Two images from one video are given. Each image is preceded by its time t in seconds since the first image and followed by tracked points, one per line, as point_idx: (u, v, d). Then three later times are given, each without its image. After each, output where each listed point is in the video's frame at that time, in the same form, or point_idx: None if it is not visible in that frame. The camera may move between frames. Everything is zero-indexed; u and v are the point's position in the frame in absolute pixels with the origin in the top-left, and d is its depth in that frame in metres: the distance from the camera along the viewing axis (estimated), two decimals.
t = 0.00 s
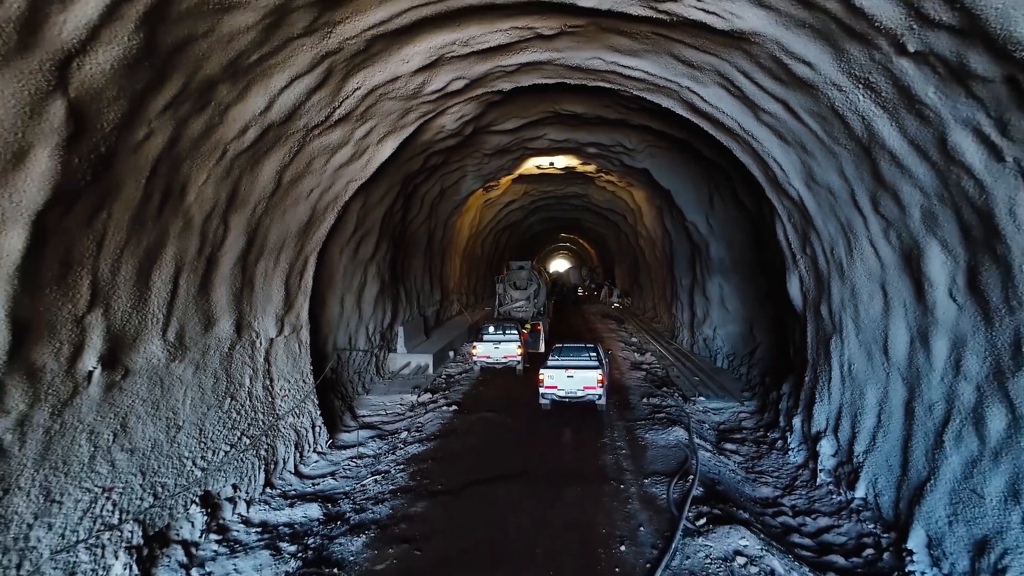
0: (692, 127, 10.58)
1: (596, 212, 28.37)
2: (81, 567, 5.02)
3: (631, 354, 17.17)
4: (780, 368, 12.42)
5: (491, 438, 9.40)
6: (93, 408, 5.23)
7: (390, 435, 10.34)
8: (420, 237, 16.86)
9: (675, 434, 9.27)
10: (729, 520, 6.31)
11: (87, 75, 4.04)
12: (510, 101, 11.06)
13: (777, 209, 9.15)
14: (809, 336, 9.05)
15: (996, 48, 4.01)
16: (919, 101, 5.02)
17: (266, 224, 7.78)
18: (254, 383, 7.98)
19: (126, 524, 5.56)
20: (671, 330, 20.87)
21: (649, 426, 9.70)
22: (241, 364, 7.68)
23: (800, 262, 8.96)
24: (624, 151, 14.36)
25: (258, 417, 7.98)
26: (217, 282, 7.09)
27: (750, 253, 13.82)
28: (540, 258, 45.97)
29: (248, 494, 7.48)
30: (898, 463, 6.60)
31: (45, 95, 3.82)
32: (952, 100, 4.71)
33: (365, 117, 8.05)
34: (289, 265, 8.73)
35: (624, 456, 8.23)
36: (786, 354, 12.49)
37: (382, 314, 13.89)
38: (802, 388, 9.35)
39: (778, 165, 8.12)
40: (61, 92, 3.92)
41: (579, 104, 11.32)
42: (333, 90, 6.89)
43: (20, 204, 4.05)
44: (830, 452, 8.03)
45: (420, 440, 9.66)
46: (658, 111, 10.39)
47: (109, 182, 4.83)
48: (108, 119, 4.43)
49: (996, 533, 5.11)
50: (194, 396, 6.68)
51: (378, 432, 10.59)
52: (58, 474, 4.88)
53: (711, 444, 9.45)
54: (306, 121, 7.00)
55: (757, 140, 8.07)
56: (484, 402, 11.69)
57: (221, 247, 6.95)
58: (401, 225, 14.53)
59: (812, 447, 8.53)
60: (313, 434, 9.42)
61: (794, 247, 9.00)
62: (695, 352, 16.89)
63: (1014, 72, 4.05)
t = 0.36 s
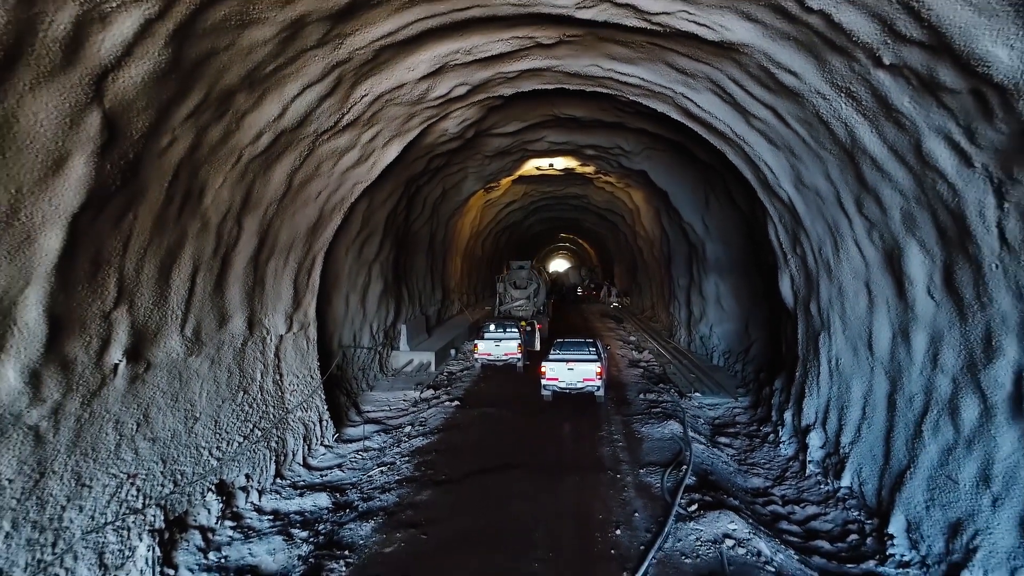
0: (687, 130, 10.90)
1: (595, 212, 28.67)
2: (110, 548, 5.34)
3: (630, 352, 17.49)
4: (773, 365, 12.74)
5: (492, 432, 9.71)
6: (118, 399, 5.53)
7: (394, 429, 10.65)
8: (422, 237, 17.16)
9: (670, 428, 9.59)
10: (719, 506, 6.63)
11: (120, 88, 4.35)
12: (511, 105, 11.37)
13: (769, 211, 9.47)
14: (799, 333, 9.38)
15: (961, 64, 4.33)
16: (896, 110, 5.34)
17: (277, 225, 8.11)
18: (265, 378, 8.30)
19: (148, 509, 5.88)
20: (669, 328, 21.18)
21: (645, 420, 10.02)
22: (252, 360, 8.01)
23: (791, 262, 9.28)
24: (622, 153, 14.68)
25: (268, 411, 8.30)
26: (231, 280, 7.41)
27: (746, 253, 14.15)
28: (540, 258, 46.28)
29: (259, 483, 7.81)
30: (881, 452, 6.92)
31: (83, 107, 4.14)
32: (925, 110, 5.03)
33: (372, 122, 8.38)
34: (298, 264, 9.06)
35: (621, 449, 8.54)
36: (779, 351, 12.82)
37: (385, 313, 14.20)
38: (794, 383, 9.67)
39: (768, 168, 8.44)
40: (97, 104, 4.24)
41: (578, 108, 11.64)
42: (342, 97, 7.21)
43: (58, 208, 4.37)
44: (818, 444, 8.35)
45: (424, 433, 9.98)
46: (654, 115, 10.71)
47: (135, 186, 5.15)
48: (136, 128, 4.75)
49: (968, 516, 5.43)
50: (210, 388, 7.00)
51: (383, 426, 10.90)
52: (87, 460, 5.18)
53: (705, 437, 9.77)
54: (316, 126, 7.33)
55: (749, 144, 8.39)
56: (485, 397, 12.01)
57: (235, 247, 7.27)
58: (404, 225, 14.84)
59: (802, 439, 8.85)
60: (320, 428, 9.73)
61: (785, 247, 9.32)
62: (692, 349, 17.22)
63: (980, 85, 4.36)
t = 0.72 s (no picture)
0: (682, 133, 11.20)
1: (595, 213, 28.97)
2: (134, 530, 5.65)
3: (628, 350, 17.79)
4: (768, 361, 13.06)
5: (493, 426, 10.01)
6: (141, 390, 5.84)
7: (399, 424, 10.96)
8: (424, 237, 17.46)
9: (666, 422, 9.90)
10: (711, 493, 6.95)
11: (148, 99, 4.66)
12: (511, 109, 11.68)
13: (762, 211, 9.77)
14: (791, 330, 9.69)
15: (932, 77, 4.63)
16: (877, 117, 5.65)
17: (287, 226, 8.42)
18: (275, 373, 8.61)
19: (169, 495, 6.19)
20: (667, 327, 21.49)
21: (642, 415, 10.33)
22: (263, 355, 8.32)
23: (782, 261, 9.59)
24: (620, 155, 14.98)
25: (278, 405, 8.62)
26: (243, 279, 7.73)
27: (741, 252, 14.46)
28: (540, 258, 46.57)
29: (270, 474, 8.13)
30: (866, 443, 7.24)
31: (116, 117, 4.46)
32: (903, 117, 5.34)
33: (378, 126, 8.68)
34: (306, 264, 9.37)
35: (618, 441, 8.85)
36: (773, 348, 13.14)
37: (388, 311, 14.51)
38: (786, 379, 9.98)
39: (760, 171, 8.75)
40: (127, 114, 4.55)
41: (577, 112, 11.95)
42: (351, 103, 7.52)
43: (91, 210, 4.68)
44: (808, 436, 8.66)
45: (427, 428, 10.28)
46: (651, 118, 11.02)
47: (159, 190, 5.47)
48: (161, 136, 5.06)
49: (945, 501, 5.74)
50: (224, 382, 7.31)
51: (387, 421, 11.21)
52: (113, 447, 5.49)
53: (701, 431, 10.08)
54: (325, 131, 7.64)
55: (741, 147, 8.70)
56: (487, 393, 12.31)
57: (247, 247, 7.58)
58: (406, 226, 15.14)
59: (793, 432, 9.16)
60: (327, 422, 10.04)
61: (777, 246, 9.63)
62: (689, 347, 17.53)
63: (950, 96, 4.67)
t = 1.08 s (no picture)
0: (679, 136, 11.50)
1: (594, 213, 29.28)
2: (155, 515, 5.94)
3: (627, 348, 18.09)
4: (763, 358, 13.37)
5: (495, 421, 10.29)
6: (161, 383, 6.14)
7: (403, 419, 11.26)
8: (426, 237, 17.75)
9: (663, 416, 10.21)
10: (705, 482, 7.27)
11: (174, 107, 4.97)
12: (512, 112, 11.97)
13: (755, 212, 10.07)
14: (784, 327, 9.99)
15: (909, 87, 4.93)
16: (860, 123, 5.95)
17: (296, 227, 8.73)
18: (284, 369, 8.91)
19: (187, 483, 6.50)
20: (665, 326, 21.80)
21: (639, 410, 10.64)
22: (274, 351, 8.62)
23: (775, 260, 9.90)
24: (618, 156, 15.28)
25: (288, 399, 8.91)
26: (255, 277, 8.03)
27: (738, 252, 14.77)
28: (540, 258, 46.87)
29: (281, 466, 8.44)
30: (854, 435, 7.54)
31: (144, 125, 4.76)
32: (884, 124, 5.65)
33: (384, 130, 8.99)
34: (314, 263, 9.66)
35: (616, 435, 9.16)
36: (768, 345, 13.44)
37: (392, 310, 14.81)
38: (779, 374, 10.29)
39: (753, 173, 9.05)
40: (154, 122, 4.86)
41: (576, 115, 12.25)
42: (359, 108, 7.82)
43: (120, 212, 4.99)
44: (800, 429, 8.97)
45: (431, 422, 10.57)
46: (648, 121, 11.32)
47: (180, 193, 5.77)
48: (184, 141, 5.36)
49: (926, 487, 6.05)
50: (237, 377, 7.61)
51: (391, 416, 11.50)
52: (137, 436, 5.80)
53: (697, 425, 10.38)
54: (334, 135, 7.94)
55: (735, 150, 9.01)
56: (489, 390, 12.61)
57: (259, 247, 7.88)
58: (409, 226, 15.43)
59: (785, 426, 9.47)
60: (334, 417, 10.34)
61: (770, 246, 9.93)
62: (687, 345, 17.83)
63: (926, 105, 4.97)
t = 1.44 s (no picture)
0: (676, 139, 11.80)
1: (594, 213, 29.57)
2: (174, 502, 6.23)
3: (626, 346, 18.39)
4: (759, 356, 13.66)
5: (497, 416, 10.59)
6: (179, 377, 6.43)
7: (407, 414, 11.56)
8: (428, 237, 18.03)
9: (660, 411, 10.51)
10: (699, 473, 7.57)
11: (195, 115, 5.26)
12: (513, 115, 12.26)
13: (750, 213, 10.36)
14: (778, 324, 10.29)
15: (890, 96, 5.23)
16: (846, 129, 6.24)
17: (305, 228, 9.03)
18: (293, 364, 9.20)
19: (204, 472, 6.79)
20: (664, 325, 22.09)
21: (637, 405, 10.93)
22: (283, 348, 8.91)
23: (769, 259, 10.19)
24: (617, 158, 15.56)
25: (296, 394, 9.19)
26: (266, 276, 8.32)
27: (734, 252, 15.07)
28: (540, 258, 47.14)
29: (290, 459, 8.72)
30: (843, 428, 7.84)
31: (168, 131, 5.05)
32: (869, 130, 5.94)
33: (390, 134, 9.29)
34: (321, 262, 9.96)
35: (614, 429, 9.46)
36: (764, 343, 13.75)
37: (395, 309, 15.10)
38: (773, 371, 10.58)
39: (747, 175, 9.34)
40: (177, 128, 5.15)
41: (576, 118, 12.54)
42: (366, 113, 8.11)
43: (144, 213, 5.28)
44: (792, 424, 9.26)
45: (435, 417, 10.87)
46: (645, 124, 11.61)
47: (199, 195, 6.06)
48: (203, 146, 5.65)
49: (909, 476, 6.34)
50: (249, 372, 7.90)
51: (396, 412, 11.80)
52: (158, 427, 6.09)
53: (693, 420, 10.68)
54: (342, 139, 8.24)
55: (730, 153, 9.30)
56: (491, 386, 12.91)
57: (270, 247, 8.17)
58: (412, 226, 15.72)
59: (778, 420, 9.76)
60: (340, 412, 10.63)
61: (765, 246, 10.22)
62: (685, 344, 18.13)
63: (906, 113, 5.26)
